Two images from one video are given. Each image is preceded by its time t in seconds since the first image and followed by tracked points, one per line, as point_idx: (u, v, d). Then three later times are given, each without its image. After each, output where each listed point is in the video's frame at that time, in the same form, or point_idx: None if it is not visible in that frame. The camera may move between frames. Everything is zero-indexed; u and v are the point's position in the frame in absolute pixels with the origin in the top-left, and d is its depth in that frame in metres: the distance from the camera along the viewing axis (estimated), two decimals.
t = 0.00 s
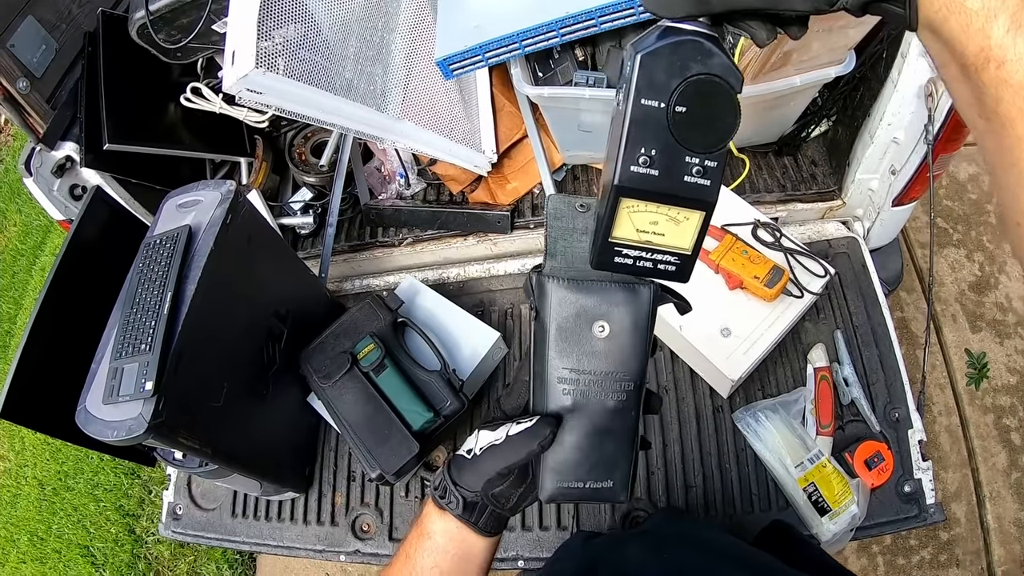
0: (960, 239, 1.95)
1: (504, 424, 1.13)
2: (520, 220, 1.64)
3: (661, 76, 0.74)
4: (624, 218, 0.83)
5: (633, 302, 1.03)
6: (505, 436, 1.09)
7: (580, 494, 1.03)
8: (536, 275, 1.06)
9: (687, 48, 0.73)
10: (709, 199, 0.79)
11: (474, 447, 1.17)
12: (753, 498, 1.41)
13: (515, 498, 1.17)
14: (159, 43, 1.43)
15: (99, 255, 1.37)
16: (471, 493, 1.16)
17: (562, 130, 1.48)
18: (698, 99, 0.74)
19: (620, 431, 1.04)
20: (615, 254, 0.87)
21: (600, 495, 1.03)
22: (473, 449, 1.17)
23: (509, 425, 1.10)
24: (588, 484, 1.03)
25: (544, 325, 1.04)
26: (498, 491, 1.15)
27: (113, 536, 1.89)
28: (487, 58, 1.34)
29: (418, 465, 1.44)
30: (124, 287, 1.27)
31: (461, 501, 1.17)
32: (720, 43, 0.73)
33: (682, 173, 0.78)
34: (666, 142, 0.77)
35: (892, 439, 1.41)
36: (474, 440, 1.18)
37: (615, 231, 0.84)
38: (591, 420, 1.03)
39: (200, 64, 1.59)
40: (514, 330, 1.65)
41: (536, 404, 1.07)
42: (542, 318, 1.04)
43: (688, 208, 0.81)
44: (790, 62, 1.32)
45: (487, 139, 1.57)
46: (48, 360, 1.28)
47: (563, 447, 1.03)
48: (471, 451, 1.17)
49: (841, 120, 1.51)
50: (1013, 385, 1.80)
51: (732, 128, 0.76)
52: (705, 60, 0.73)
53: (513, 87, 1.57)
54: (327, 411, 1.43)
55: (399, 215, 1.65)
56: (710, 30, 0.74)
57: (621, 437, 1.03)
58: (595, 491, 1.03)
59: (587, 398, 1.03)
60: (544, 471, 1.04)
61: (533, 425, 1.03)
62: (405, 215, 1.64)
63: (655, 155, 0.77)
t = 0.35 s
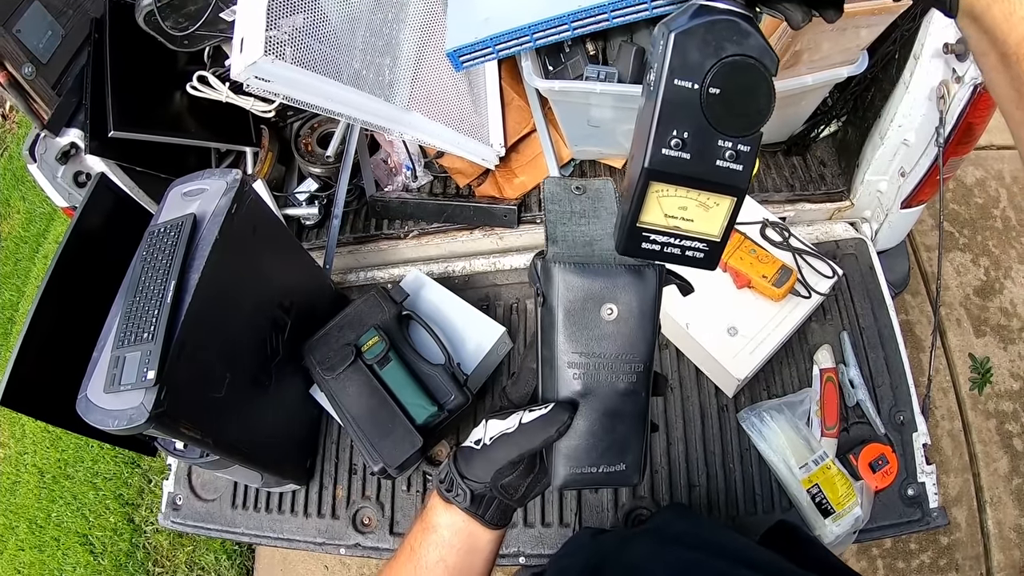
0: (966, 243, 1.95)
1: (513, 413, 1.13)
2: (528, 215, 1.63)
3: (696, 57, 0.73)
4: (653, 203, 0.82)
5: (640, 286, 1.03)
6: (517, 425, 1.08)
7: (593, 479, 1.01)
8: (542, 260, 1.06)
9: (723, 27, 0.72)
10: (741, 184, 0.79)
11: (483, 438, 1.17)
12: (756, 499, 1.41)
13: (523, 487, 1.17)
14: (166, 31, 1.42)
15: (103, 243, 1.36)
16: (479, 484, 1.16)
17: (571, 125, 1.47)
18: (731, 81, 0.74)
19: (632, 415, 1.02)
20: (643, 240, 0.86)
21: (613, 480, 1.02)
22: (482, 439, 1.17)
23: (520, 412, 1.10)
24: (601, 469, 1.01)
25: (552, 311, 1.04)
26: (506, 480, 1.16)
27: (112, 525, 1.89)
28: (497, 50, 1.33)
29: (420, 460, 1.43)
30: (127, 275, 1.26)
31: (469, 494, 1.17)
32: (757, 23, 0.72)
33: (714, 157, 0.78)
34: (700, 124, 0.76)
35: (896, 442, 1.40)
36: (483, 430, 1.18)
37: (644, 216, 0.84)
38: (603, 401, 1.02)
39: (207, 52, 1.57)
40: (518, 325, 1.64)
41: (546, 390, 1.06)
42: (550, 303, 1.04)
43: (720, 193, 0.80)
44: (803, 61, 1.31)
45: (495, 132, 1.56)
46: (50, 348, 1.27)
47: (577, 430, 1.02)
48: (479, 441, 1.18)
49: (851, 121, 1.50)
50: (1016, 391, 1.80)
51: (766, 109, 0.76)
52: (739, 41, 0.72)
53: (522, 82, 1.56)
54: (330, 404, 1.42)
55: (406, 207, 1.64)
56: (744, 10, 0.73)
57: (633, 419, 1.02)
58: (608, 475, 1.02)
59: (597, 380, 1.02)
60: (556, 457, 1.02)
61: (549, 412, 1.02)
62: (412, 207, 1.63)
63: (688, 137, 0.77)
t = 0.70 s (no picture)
0: (967, 245, 1.95)
1: (513, 400, 1.14)
2: (531, 209, 1.64)
3: (713, 48, 0.73)
4: (668, 194, 0.83)
5: (640, 271, 1.03)
6: (517, 411, 1.08)
7: (594, 466, 1.02)
8: (542, 246, 1.06)
9: (742, 19, 0.72)
10: (755, 176, 0.79)
11: (483, 426, 1.17)
12: (755, 496, 1.41)
13: (522, 475, 1.18)
14: (173, 20, 1.41)
15: (106, 230, 1.36)
16: (480, 472, 1.16)
17: (575, 120, 1.47)
18: (749, 74, 0.74)
19: (633, 400, 1.03)
20: (657, 231, 0.87)
21: (614, 467, 1.02)
22: (482, 427, 1.17)
23: (520, 399, 1.10)
24: (601, 455, 1.02)
25: (552, 298, 1.04)
26: (506, 468, 1.16)
27: (110, 515, 1.89)
28: (504, 44, 1.33)
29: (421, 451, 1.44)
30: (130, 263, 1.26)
31: (469, 483, 1.17)
32: (775, 16, 0.73)
33: (731, 149, 0.78)
34: (716, 116, 0.76)
35: (895, 442, 1.41)
36: (483, 418, 1.18)
37: (658, 208, 0.84)
38: (603, 386, 1.03)
39: (212, 42, 1.57)
40: (520, 319, 1.64)
41: (546, 375, 1.07)
42: (550, 290, 1.04)
43: (735, 185, 0.80)
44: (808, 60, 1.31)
45: (500, 126, 1.56)
46: (52, 335, 1.27)
47: (577, 415, 1.02)
48: (480, 430, 1.18)
49: (854, 121, 1.51)
50: (1014, 394, 1.80)
51: (784, 102, 0.76)
52: (757, 34, 0.73)
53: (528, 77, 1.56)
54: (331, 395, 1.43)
55: (409, 200, 1.65)
56: (762, 2, 0.74)
57: (634, 404, 1.03)
58: (610, 461, 1.02)
59: (597, 366, 1.03)
60: (557, 443, 1.03)
61: (549, 397, 1.02)
62: (415, 200, 1.65)
63: (705, 129, 0.77)
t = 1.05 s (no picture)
0: (966, 249, 1.95)
1: (510, 395, 1.14)
2: (531, 208, 1.64)
3: (718, 45, 0.73)
4: (671, 191, 0.83)
5: (636, 266, 1.04)
6: (513, 406, 1.09)
7: (591, 461, 1.02)
8: (540, 242, 1.06)
9: (747, 17, 0.73)
10: (758, 175, 0.79)
11: (480, 420, 1.18)
12: (752, 495, 1.41)
13: (520, 470, 1.18)
14: (175, 15, 1.42)
15: (106, 225, 1.36)
16: (477, 468, 1.16)
17: (576, 118, 1.47)
18: (753, 71, 0.74)
19: (630, 395, 1.03)
20: (659, 228, 0.87)
21: (611, 462, 1.02)
22: (479, 422, 1.17)
23: (517, 394, 1.11)
24: (598, 450, 1.02)
25: (549, 293, 1.04)
26: (502, 464, 1.16)
27: (107, 509, 1.89)
28: (505, 43, 1.33)
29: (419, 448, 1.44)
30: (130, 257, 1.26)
31: (466, 478, 1.18)
32: (779, 14, 0.73)
33: (734, 147, 0.78)
34: (720, 114, 0.77)
35: (892, 444, 1.41)
36: (480, 413, 1.19)
37: (661, 205, 0.84)
38: (598, 381, 1.03)
39: (214, 38, 1.57)
40: (519, 317, 1.64)
41: (543, 370, 1.07)
42: (547, 286, 1.04)
43: (738, 183, 0.80)
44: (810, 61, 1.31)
45: (501, 124, 1.57)
46: (51, 329, 1.27)
47: (573, 411, 1.03)
48: (477, 424, 1.18)
49: (854, 123, 1.51)
50: (1012, 398, 1.81)
51: (788, 99, 0.76)
52: (762, 32, 0.73)
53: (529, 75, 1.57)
54: (330, 391, 1.43)
55: (409, 197, 1.66)
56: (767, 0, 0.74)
57: (631, 399, 1.03)
58: (607, 457, 1.02)
59: (594, 360, 1.03)
60: (554, 439, 1.03)
61: (544, 391, 1.03)
62: (415, 197, 1.66)
63: (708, 126, 0.77)
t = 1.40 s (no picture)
0: (964, 253, 1.96)
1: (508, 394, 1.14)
2: (530, 209, 1.64)
3: (721, 46, 0.74)
4: (671, 192, 0.83)
5: (634, 267, 1.04)
6: (511, 405, 1.09)
7: (588, 460, 1.02)
8: (538, 242, 1.06)
9: (749, 19, 0.73)
10: (758, 177, 0.79)
11: (478, 419, 1.18)
12: (748, 498, 1.42)
13: (517, 469, 1.18)
14: (176, 13, 1.42)
15: (105, 222, 1.36)
16: (475, 467, 1.16)
17: (575, 120, 1.47)
18: (755, 73, 0.75)
19: (628, 395, 1.03)
20: (660, 229, 0.87)
21: (609, 462, 1.02)
22: (477, 421, 1.17)
23: (515, 393, 1.11)
24: (595, 450, 1.02)
25: (547, 293, 1.04)
26: (499, 463, 1.16)
27: (104, 507, 1.89)
28: (506, 44, 1.33)
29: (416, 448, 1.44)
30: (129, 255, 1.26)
31: (464, 477, 1.18)
32: (782, 17, 0.74)
33: (736, 149, 0.78)
34: (722, 116, 0.77)
35: (889, 447, 1.41)
36: (478, 412, 1.19)
37: (662, 206, 0.84)
38: (596, 381, 1.03)
39: (215, 36, 1.58)
40: (517, 318, 1.65)
41: (541, 369, 1.07)
42: (545, 286, 1.05)
43: (738, 185, 0.81)
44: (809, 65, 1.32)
45: (501, 125, 1.57)
46: (49, 327, 1.27)
47: (570, 411, 1.03)
48: (475, 423, 1.18)
49: (853, 127, 1.52)
50: (1009, 403, 1.81)
51: (789, 101, 0.76)
52: (764, 34, 0.74)
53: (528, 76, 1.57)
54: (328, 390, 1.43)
55: (409, 197, 1.66)
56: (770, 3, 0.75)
57: (628, 399, 1.03)
58: (605, 456, 1.02)
59: (592, 360, 1.03)
60: (551, 438, 1.03)
61: (542, 391, 1.03)
62: (415, 197, 1.66)
63: (710, 128, 0.77)
